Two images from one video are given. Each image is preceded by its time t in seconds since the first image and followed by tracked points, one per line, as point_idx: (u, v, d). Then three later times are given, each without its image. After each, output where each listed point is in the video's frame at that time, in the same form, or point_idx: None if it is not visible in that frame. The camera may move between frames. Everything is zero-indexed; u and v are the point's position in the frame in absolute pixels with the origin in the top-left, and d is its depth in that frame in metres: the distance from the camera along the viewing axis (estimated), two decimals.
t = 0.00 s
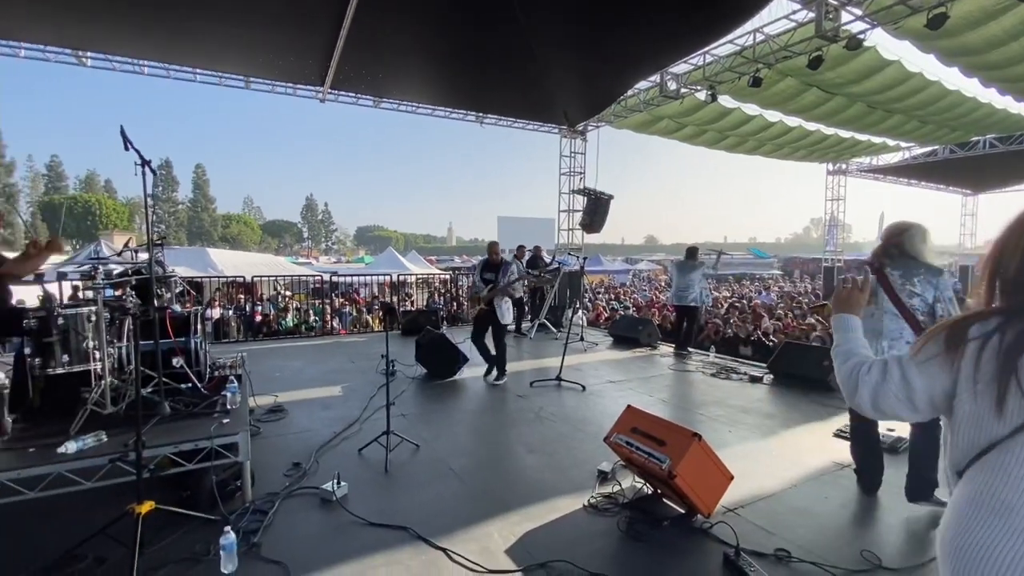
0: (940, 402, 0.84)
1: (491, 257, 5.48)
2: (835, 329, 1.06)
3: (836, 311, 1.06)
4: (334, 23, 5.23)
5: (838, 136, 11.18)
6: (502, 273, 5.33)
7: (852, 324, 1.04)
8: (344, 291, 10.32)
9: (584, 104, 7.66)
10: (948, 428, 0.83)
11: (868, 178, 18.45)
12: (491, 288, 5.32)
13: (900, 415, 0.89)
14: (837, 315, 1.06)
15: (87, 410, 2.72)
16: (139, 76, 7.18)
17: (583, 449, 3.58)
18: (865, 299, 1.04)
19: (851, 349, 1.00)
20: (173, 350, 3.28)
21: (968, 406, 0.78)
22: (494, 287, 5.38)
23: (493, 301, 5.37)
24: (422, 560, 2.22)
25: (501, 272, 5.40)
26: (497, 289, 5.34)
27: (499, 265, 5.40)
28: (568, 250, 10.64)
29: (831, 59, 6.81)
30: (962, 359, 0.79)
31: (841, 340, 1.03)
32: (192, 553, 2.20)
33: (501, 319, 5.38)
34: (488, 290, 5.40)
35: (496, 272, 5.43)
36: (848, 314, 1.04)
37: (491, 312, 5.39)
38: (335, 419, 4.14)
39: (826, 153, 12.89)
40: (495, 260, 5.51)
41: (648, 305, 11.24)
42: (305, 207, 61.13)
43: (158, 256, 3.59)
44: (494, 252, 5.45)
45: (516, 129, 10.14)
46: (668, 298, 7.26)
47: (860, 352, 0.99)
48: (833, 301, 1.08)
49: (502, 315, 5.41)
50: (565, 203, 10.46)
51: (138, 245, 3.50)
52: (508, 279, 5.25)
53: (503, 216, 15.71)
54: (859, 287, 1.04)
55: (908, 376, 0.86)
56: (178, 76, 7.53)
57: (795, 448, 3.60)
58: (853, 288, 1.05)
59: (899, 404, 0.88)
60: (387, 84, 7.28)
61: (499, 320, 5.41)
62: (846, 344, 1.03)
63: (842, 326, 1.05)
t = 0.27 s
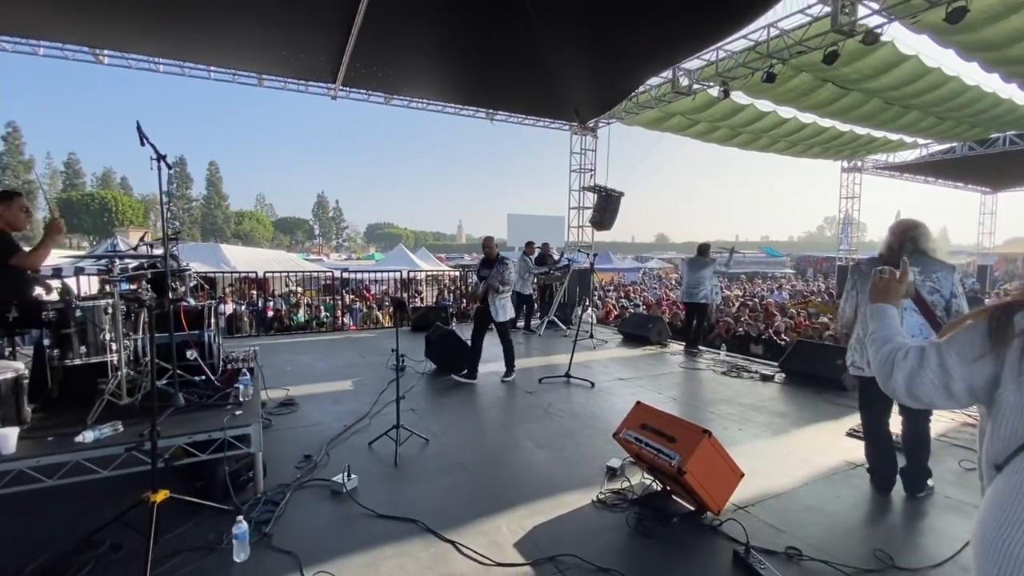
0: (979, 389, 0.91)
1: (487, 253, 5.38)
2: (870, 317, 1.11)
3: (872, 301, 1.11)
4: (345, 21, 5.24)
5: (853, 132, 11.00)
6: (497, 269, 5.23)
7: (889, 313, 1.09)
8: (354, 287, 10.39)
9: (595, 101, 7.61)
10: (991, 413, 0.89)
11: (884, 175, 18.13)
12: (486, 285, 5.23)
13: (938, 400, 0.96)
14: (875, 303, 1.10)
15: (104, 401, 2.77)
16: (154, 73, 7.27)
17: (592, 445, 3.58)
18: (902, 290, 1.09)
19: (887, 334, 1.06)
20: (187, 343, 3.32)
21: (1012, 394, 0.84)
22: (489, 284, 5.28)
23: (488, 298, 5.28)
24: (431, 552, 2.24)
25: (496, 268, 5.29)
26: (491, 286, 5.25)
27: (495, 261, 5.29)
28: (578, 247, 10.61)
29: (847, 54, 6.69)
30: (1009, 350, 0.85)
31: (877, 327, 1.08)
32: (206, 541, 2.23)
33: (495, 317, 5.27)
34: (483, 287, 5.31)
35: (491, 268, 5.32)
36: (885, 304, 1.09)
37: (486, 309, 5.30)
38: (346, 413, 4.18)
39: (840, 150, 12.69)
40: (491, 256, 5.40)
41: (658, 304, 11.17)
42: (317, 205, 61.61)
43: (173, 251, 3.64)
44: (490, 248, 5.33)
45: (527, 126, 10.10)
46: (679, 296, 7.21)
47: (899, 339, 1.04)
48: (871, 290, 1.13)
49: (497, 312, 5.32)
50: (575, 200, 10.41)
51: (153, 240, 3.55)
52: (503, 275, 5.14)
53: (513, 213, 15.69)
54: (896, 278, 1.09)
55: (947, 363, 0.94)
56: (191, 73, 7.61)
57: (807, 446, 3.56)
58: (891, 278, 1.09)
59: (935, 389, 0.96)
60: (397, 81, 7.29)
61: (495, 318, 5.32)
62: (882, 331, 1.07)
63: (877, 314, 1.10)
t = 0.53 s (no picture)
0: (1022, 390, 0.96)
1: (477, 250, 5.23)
2: (903, 317, 1.18)
3: (905, 302, 1.19)
4: (354, 18, 5.25)
5: (867, 129, 10.84)
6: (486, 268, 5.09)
7: (921, 314, 1.16)
8: (363, 283, 10.44)
9: (604, 97, 7.57)
10: None
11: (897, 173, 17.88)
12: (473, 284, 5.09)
13: (979, 401, 1.01)
14: (908, 304, 1.18)
15: (117, 394, 2.81)
16: (167, 71, 7.34)
17: (600, 442, 3.57)
18: (932, 291, 1.17)
19: (922, 332, 1.13)
20: (198, 338, 3.36)
21: None
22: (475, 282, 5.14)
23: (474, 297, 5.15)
24: (439, 546, 2.25)
25: (483, 267, 5.15)
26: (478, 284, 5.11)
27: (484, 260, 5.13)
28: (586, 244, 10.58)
29: (860, 49, 6.59)
30: None
31: (912, 328, 1.15)
32: (217, 532, 2.26)
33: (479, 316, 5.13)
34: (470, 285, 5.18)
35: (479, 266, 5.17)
36: (916, 304, 1.17)
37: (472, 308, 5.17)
38: (355, 408, 4.21)
39: (853, 147, 12.53)
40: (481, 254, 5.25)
41: (666, 301, 11.12)
42: (326, 202, 61.97)
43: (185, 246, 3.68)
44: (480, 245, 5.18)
45: (535, 123, 10.06)
46: (687, 294, 7.17)
47: (935, 340, 1.11)
48: (902, 292, 1.22)
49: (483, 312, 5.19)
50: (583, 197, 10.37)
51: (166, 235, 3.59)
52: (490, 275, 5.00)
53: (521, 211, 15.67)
54: (926, 279, 1.18)
55: (988, 364, 0.99)
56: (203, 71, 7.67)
57: (817, 445, 3.53)
58: (920, 279, 1.18)
59: (976, 391, 1.00)
60: (406, 78, 7.30)
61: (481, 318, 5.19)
62: (917, 332, 1.14)
63: (909, 314, 1.17)
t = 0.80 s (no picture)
0: None
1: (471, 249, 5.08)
2: (950, 315, 1.15)
3: (950, 298, 1.16)
4: (362, 15, 5.26)
5: (879, 124, 10.68)
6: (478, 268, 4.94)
7: (970, 309, 1.12)
8: (371, 280, 10.49)
9: (612, 93, 7.53)
10: None
11: (910, 169, 17.62)
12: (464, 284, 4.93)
13: None
14: (954, 301, 1.15)
15: (130, 386, 2.85)
16: (177, 69, 7.39)
17: (608, 437, 3.57)
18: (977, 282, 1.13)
19: (980, 330, 1.10)
20: (209, 332, 3.40)
21: None
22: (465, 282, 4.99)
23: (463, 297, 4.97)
24: (447, 539, 2.26)
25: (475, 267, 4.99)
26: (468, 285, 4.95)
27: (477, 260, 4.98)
28: (593, 241, 10.55)
29: (873, 42, 6.48)
30: None
31: (965, 327, 1.12)
32: (227, 523, 2.28)
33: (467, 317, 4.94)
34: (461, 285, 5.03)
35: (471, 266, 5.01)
36: (964, 299, 1.13)
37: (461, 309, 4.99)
38: (363, 403, 4.23)
39: (865, 142, 12.36)
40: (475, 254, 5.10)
41: (675, 299, 11.06)
42: (334, 200, 62.31)
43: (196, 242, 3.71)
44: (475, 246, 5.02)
45: (543, 119, 10.02)
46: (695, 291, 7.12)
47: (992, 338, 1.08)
48: (947, 288, 1.17)
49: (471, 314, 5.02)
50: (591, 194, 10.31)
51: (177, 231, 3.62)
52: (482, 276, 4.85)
53: (528, 208, 15.66)
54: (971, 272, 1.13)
55: None
56: (213, 69, 7.72)
57: (827, 442, 3.50)
58: (965, 273, 1.14)
59: None
60: (414, 75, 7.30)
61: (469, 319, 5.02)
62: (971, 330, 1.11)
63: (957, 311, 1.14)
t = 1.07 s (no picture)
0: None
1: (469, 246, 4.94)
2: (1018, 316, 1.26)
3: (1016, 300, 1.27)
4: (369, 12, 5.26)
5: (891, 119, 10.54)
6: (473, 267, 4.81)
7: None
8: (378, 277, 10.54)
9: (619, 89, 7.48)
10: None
11: (922, 164, 17.38)
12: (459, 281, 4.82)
13: None
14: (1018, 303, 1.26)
15: (142, 381, 2.89)
16: (186, 67, 7.44)
17: (615, 433, 3.56)
18: None
19: None
20: (219, 327, 3.43)
21: None
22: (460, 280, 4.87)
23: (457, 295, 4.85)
24: (455, 532, 2.27)
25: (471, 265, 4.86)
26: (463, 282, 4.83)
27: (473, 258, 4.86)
28: (600, 238, 10.51)
29: (885, 35, 6.39)
30: None
31: None
32: (238, 516, 2.31)
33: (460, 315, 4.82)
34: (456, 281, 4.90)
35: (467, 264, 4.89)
36: None
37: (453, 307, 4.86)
38: (371, 398, 4.25)
39: (876, 137, 12.20)
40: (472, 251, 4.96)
41: (682, 296, 11.01)
42: (341, 197, 62.56)
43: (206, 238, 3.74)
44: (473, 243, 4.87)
45: (550, 115, 9.98)
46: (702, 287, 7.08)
47: None
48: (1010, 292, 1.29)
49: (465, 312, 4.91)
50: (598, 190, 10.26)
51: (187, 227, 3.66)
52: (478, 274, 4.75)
53: (535, 205, 15.63)
54: None
55: None
56: (221, 67, 7.75)
57: (837, 439, 3.47)
58: None
59: None
60: (421, 72, 7.30)
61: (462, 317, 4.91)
62: None
63: None
